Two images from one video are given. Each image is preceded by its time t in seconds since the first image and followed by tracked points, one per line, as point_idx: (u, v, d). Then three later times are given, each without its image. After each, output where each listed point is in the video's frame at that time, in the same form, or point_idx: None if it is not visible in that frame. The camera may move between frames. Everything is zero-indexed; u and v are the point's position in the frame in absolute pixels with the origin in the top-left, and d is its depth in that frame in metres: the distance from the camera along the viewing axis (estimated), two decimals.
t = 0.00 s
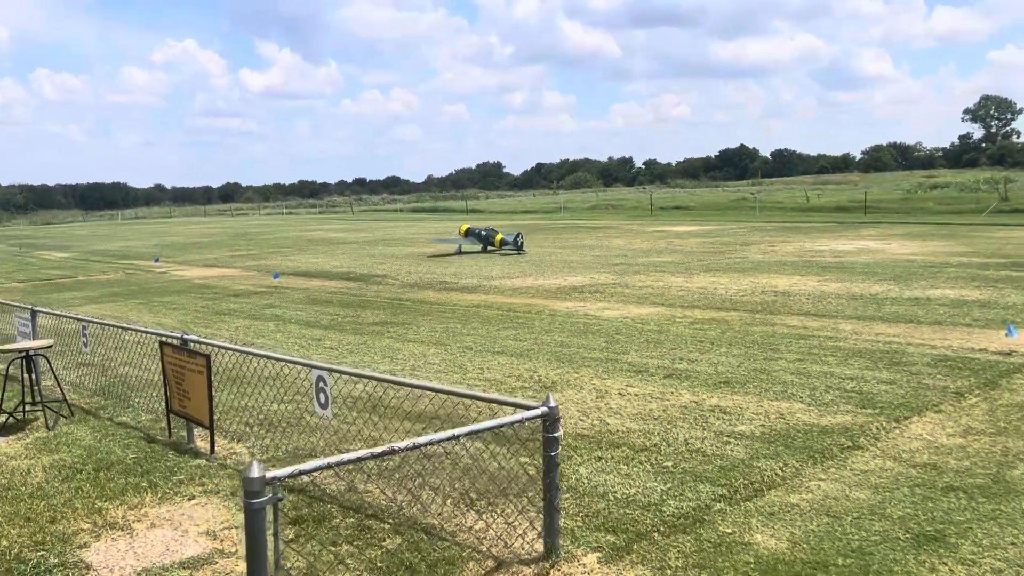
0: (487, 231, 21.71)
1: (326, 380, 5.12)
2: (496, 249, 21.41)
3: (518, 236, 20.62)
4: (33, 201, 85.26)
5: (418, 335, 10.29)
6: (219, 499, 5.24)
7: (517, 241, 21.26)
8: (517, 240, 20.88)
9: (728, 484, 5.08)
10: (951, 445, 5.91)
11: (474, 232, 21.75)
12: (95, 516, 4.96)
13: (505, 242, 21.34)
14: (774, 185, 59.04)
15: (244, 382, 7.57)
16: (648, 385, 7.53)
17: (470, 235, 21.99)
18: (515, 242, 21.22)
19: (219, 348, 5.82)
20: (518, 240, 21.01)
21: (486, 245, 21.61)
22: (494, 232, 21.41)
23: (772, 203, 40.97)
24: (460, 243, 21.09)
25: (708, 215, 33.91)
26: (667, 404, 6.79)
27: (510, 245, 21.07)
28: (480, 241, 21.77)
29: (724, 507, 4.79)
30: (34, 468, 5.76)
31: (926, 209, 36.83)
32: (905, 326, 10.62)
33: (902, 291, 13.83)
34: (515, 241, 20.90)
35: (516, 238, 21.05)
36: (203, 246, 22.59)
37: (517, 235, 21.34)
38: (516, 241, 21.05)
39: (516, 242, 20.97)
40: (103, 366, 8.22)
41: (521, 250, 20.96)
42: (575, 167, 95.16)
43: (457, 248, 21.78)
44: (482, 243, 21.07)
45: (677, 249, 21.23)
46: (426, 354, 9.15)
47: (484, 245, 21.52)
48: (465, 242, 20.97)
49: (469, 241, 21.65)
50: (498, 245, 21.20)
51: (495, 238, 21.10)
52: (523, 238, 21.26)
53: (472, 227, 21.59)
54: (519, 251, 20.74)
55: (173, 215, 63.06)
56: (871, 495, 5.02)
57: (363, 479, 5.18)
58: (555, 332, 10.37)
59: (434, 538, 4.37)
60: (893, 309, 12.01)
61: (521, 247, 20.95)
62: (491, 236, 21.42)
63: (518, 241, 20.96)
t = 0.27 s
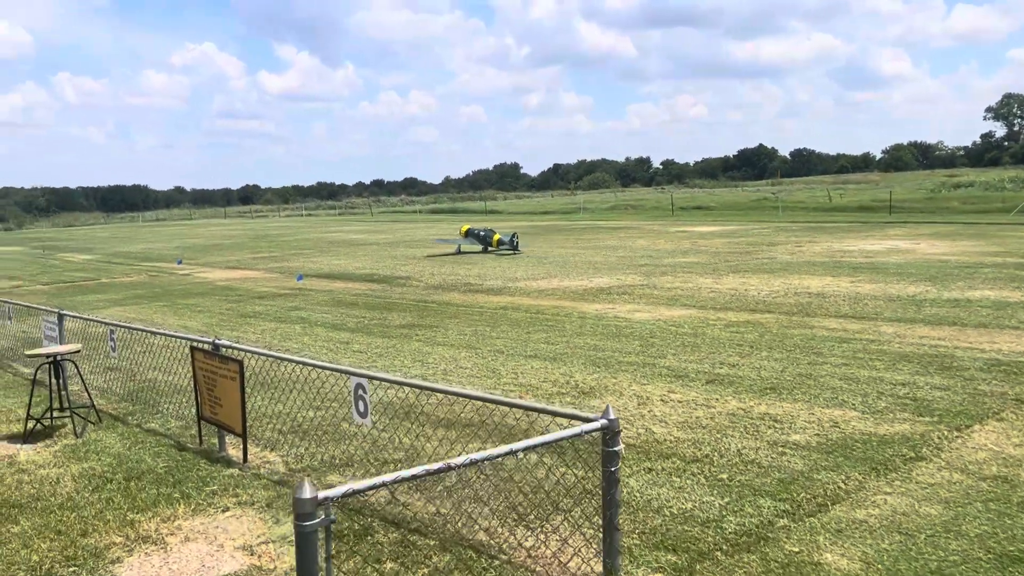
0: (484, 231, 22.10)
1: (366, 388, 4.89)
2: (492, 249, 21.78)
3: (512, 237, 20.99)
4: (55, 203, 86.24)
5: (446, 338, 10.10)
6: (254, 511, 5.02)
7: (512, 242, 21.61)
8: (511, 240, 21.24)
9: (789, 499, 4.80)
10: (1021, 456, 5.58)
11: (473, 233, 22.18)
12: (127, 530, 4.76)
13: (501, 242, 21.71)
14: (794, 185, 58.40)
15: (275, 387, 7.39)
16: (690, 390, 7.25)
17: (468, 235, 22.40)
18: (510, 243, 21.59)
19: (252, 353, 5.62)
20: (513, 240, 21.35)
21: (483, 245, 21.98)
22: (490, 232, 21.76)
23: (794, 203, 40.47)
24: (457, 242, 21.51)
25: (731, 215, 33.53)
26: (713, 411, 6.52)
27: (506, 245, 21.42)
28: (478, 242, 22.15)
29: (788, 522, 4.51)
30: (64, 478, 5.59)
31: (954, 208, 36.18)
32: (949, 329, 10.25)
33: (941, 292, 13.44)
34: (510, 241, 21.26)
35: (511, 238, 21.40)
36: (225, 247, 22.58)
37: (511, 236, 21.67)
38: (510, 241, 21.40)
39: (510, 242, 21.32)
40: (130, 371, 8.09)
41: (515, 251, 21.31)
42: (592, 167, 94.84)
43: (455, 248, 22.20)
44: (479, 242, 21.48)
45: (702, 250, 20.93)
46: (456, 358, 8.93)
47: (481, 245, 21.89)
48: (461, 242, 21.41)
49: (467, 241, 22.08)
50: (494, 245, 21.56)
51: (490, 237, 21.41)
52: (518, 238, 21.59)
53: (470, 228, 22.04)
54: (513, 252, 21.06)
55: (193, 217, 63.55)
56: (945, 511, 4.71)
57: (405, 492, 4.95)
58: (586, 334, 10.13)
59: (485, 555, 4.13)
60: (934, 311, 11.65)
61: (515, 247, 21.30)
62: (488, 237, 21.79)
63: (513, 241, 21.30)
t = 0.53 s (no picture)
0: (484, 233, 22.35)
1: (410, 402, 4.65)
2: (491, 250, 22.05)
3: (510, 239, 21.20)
4: (79, 207, 87.34)
5: (477, 344, 9.86)
6: (292, 529, 4.77)
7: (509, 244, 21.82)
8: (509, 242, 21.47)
9: (863, 522, 4.48)
10: None
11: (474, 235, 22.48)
12: (162, 549, 4.52)
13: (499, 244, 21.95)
14: (819, 186, 57.67)
15: (306, 396, 7.16)
16: (738, 400, 6.93)
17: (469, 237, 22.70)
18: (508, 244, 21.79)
19: (288, 363, 5.39)
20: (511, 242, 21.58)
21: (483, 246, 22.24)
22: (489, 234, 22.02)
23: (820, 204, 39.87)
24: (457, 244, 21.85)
25: (757, 217, 33.06)
26: (766, 423, 6.19)
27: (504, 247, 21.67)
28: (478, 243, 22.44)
29: (865, 548, 4.18)
30: (95, 492, 5.39)
31: (985, 208, 35.43)
32: (1002, 335, 9.84)
33: (985, 296, 13.00)
34: (508, 243, 21.49)
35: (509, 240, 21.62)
36: (249, 250, 22.54)
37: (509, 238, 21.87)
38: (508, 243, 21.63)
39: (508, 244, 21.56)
40: (158, 378, 7.92)
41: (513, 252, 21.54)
42: (611, 169, 94.43)
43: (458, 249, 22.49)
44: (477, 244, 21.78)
45: (731, 252, 20.56)
46: (489, 365, 8.69)
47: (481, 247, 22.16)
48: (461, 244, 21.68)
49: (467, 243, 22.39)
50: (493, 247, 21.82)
51: (490, 239, 21.75)
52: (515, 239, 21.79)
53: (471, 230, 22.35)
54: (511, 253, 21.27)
55: (215, 220, 64.08)
56: None
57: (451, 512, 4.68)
58: (622, 340, 9.84)
59: None
60: (981, 315, 11.24)
61: (513, 248, 21.53)
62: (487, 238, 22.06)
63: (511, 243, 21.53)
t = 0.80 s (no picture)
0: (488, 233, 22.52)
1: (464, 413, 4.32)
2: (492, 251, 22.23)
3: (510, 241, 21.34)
4: (104, 210, 88.50)
5: (513, 348, 9.58)
6: (337, 548, 4.45)
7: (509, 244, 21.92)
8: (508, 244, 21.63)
9: (960, 545, 4.07)
10: None
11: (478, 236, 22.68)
12: (202, 569, 4.25)
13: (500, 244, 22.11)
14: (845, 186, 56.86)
15: (341, 403, 6.88)
16: (796, 409, 6.56)
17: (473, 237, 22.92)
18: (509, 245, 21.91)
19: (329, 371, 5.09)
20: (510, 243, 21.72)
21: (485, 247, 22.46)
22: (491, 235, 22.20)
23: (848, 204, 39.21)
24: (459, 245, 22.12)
25: (785, 217, 32.53)
26: (832, 434, 5.81)
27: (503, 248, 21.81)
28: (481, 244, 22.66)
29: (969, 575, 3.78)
30: (130, 505, 5.14)
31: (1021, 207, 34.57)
32: None
33: None
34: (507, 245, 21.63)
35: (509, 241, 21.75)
36: (274, 252, 22.49)
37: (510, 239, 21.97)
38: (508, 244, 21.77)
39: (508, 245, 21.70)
40: (190, 384, 7.71)
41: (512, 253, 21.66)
42: (631, 169, 94.01)
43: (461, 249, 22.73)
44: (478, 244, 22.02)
45: (763, 253, 20.13)
46: (528, 370, 8.40)
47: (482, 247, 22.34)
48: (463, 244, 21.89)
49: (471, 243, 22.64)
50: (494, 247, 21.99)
51: (490, 239, 21.94)
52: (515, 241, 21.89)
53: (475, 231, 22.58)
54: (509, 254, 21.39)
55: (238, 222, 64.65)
56: None
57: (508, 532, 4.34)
58: (663, 344, 9.51)
59: None
60: None
61: (512, 249, 21.66)
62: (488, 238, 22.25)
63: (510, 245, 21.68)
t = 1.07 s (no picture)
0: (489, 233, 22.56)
1: (505, 424, 4.08)
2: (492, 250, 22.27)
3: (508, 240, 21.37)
4: (118, 211, 89.05)
5: (538, 351, 9.36)
6: (372, 564, 4.20)
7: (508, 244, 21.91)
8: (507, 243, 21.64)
9: None
10: None
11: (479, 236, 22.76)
12: None
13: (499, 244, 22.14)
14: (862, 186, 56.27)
15: (367, 410, 6.66)
16: (841, 416, 6.28)
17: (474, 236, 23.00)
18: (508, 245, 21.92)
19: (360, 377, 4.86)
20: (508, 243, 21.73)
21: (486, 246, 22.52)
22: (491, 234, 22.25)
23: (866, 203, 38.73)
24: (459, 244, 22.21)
25: (803, 217, 32.14)
26: (884, 445, 5.52)
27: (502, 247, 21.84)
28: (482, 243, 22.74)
29: None
30: (154, 517, 4.93)
31: None
32: None
33: None
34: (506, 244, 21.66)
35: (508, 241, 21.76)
36: (290, 253, 22.39)
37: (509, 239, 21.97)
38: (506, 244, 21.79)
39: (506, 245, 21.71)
40: (210, 389, 7.53)
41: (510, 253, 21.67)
42: (643, 169, 93.63)
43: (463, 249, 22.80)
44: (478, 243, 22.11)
45: (785, 253, 19.81)
46: (555, 374, 8.16)
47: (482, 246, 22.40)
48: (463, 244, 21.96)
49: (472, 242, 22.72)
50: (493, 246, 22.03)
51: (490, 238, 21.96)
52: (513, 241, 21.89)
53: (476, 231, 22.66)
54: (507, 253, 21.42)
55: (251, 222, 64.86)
56: None
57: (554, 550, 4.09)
58: (693, 347, 9.24)
59: None
60: None
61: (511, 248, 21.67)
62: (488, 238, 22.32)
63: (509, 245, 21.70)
